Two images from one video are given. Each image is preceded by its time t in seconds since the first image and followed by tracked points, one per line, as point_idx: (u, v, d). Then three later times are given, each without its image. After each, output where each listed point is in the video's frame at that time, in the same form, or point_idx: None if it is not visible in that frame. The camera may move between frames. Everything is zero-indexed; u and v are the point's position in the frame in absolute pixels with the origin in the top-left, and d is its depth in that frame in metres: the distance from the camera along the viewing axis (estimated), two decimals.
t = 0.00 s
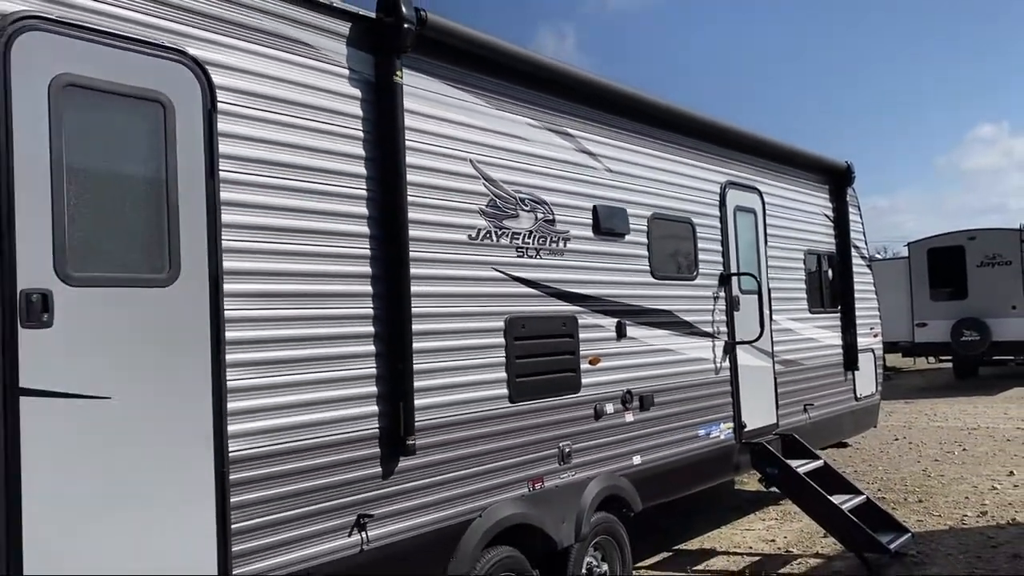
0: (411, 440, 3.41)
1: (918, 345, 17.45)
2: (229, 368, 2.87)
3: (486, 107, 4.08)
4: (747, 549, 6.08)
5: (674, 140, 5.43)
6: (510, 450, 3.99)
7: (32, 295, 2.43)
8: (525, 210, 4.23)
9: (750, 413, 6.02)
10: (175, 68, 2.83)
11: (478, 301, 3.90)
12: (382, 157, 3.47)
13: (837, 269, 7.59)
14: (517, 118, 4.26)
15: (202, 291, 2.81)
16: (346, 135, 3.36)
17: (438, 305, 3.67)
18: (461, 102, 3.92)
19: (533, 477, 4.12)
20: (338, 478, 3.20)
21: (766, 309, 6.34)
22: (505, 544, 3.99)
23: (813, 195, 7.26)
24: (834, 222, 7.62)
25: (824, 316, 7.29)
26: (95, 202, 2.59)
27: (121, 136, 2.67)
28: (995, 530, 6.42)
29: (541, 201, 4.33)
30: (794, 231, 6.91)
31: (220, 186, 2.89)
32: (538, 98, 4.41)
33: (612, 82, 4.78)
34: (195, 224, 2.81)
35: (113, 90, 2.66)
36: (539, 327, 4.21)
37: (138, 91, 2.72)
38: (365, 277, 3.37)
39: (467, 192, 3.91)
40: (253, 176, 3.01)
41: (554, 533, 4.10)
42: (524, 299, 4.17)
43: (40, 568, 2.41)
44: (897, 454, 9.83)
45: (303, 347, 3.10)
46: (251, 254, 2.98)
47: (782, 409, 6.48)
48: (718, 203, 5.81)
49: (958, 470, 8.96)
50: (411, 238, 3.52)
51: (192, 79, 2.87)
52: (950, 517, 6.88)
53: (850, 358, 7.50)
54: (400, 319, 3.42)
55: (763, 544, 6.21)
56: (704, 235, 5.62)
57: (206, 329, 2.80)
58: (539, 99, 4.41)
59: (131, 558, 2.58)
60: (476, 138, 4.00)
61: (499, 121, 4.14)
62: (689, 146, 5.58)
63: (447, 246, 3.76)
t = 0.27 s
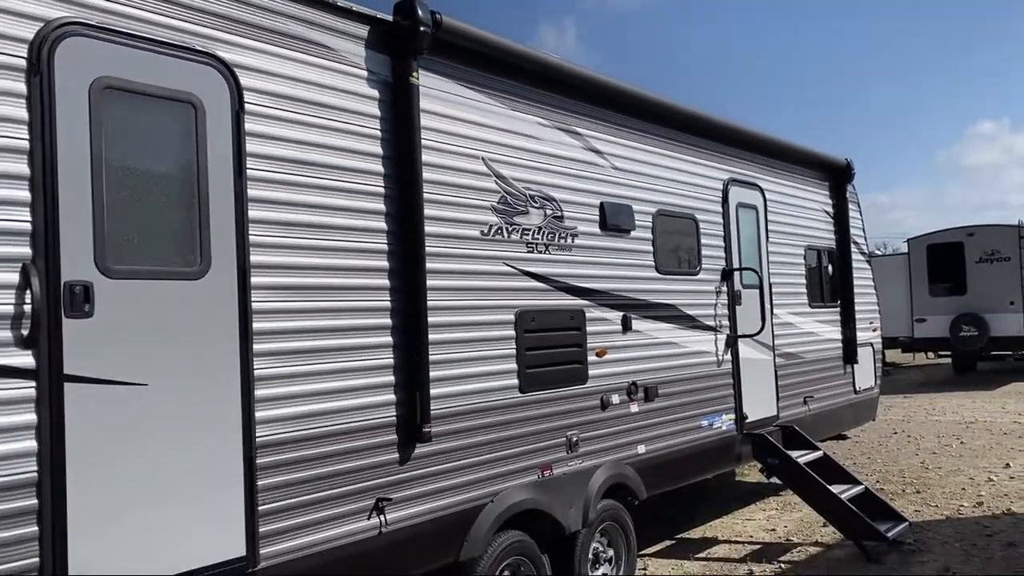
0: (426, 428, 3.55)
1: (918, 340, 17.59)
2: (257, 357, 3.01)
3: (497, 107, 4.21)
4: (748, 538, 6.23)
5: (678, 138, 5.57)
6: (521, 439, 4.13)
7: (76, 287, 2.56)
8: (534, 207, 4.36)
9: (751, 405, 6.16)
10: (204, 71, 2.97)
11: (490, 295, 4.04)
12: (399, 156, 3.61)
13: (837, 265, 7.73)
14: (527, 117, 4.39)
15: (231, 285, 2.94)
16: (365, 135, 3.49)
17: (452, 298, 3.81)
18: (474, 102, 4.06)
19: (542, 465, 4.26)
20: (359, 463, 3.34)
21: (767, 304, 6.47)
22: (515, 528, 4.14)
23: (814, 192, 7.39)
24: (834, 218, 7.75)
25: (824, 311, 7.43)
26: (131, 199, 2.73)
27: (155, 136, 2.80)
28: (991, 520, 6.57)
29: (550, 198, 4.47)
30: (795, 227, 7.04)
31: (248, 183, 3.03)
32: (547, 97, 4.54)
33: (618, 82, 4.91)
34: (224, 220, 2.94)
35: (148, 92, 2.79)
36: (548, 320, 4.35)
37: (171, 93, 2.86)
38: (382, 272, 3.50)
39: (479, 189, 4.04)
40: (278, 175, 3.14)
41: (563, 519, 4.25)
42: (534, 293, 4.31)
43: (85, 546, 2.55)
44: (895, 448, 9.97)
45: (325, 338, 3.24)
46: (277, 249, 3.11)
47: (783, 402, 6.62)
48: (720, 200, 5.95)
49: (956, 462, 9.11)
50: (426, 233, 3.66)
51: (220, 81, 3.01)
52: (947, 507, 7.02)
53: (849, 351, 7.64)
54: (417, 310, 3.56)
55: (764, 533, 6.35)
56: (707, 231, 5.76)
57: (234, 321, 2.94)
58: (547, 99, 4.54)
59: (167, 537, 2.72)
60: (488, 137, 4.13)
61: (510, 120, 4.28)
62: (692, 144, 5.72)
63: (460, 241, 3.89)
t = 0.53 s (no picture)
0: (434, 419, 3.69)
1: (916, 337, 17.71)
2: (273, 350, 3.15)
3: (502, 108, 4.34)
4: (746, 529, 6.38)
5: (678, 138, 5.70)
6: (525, 430, 4.27)
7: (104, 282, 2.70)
8: (538, 205, 4.49)
9: (749, 399, 6.30)
10: (224, 75, 3.11)
11: (495, 291, 4.18)
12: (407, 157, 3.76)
13: (834, 262, 7.86)
14: (531, 118, 4.52)
15: (248, 281, 3.08)
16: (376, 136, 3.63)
17: (459, 294, 3.94)
18: (480, 104, 4.19)
19: (545, 455, 4.40)
20: (370, 452, 3.48)
21: (765, 300, 6.61)
22: (519, 516, 4.29)
23: (811, 190, 7.53)
24: (831, 216, 7.88)
25: (821, 307, 7.56)
26: (155, 199, 2.86)
27: (178, 138, 2.94)
28: (984, 512, 6.70)
29: (553, 196, 4.61)
30: (792, 225, 7.17)
31: (265, 184, 3.17)
32: (551, 99, 4.67)
33: (620, 83, 5.04)
34: (242, 219, 3.08)
35: (171, 97, 2.93)
36: (551, 315, 4.49)
37: (193, 97, 2.99)
38: (392, 268, 3.64)
39: (485, 188, 4.18)
40: (293, 175, 3.28)
41: (564, 507, 4.39)
42: (537, 289, 4.44)
43: (113, 527, 2.69)
44: (892, 442, 10.11)
45: (338, 332, 3.38)
46: (292, 247, 3.25)
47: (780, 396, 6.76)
48: (719, 198, 6.08)
49: (951, 456, 9.24)
50: (434, 231, 3.80)
51: (238, 85, 3.14)
52: (941, 500, 7.16)
53: (846, 347, 7.78)
54: (424, 305, 3.70)
55: (761, 525, 6.50)
56: (705, 229, 5.89)
57: (252, 315, 3.08)
58: (551, 100, 4.66)
59: (190, 521, 2.86)
60: (494, 138, 4.26)
61: (514, 122, 4.41)
62: (692, 144, 5.85)
63: (467, 239, 4.03)
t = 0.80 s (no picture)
0: (440, 410, 3.83)
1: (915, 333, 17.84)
2: (288, 344, 3.29)
3: (506, 110, 4.47)
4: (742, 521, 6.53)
5: (677, 138, 5.83)
6: (527, 422, 4.41)
7: (129, 279, 2.84)
8: (540, 205, 4.63)
9: (746, 393, 6.44)
10: (240, 81, 3.25)
11: (498, 288, 4.31)
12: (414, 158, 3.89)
13: (831, 259, 8.00)
14: (533, 120, 4.66)
15: (264, 278, 3.22)
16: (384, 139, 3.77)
17: (464, 291, 4.08)
18: (484, 106, 4.32)
19: (547, 447, 4.54)
20: (378, 442, 3.63)
21: (762, 297, 6.75)
22: (522, 506, 4.44)
23: (808, 189, 7.66)
24: (828, 214, 8.02)
25: (818, 304, 7.70)
26: (176, 200, 3.00)
27: (197, 141, 3.08)
28: (976, 504, 6.83)
29: (555, 196, 4.74)
30: (789, 223, 7.31)
31: (279, 185, 3.31)
32: (553, 101, 4.80)
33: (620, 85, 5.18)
34: (258, 219, 3.22)
35: (191, 103, 3.07)
36: (552, 311, 4.63)
37: (211, 102, 3.13)
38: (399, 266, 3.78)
39: (489, 188, 4.31)
40: (305, 177, 3.42)
41: (565, 497, 4.54)
42: (539, 286, 4.58)
43: (138, 511, 2.83)
44: (889, 437, 10.25)
45: (347, 327, 3.52)
46: (304, 245, 3.39)
47: (777, 390, 6.90)
48: (717, 197, 6.22)
49: (947, 451, 9.38)
50: (440, 229, 3.94)
51: (254, 90, 3.28)
52: (935, 492, 7.30)
53: (843, 343, 7.91)
54: (431, 301, 3.84)
55: (757, 516, 6.64)
56: (703, 227, 6.03)
57: (267, 311, 3.22)
58: (553, 102, 4.80)
59: (210, 506, 3.00)
60: (497, 139, 4.39)
61: (517, 123, 4.54)
62: (690, 144, 5.98)
63: (472, 237, 4.16)
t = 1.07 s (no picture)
0: (444, 403, 3.99)
1: (915, 330, 17.96)
2: (298, 339, 3.44)
3: (507, 113, 4.61)
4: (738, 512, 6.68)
5: (674, 138, 5.96)
6: (527, 415, 4.56)
7: (148, 276, 2.98)
8: (540, 204, 4.77)
9: (743, 388, 6.58)
10: (254, 87, 3.39)
11: (500, 285, 4.46)
12: (419, 161, 4.04)
13: (827, 257, 8.13)
14: (534, 122, 4.80)
15: (276, 275, 3.37)
16: (390, 141, 3.91)
17: (466, 288, 4.22)
18: (486, 109, 4.46)
19: (547, 439, 4.68)
20: (384, 433, 3.77)
21: (759, 294, 6.89)
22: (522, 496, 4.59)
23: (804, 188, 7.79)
24: (824, 212, 8.15)
25: (814, 301, 7.84)
26: (193, 201, 3.14)
27: (213, 145, 3.22)
28: (968, 497, 6.97)
29: (555, 196, 4.88)
30: (786, 221, 7.44)
31: (290, 186, 3.45)
32: (553, 103, 4.94)
33: (618, 88, 5.31)
34: (271, 219, 3.37)
35: (206, 108, 3.21)
36: (552, 307, 4.77)
37: (226, 107, 3.28)
38: (404, 264, 3.93)
39: (491, 188, 4.45)
40: (314, 178, 3.56)
41: (565, 487, 4.70)
42: (540, 283, 4.72)
43: (157, 497, 2.98)
44: (886, 432, 10.39)
45: (355, 322, 3.67)
46: (314, 244, 3.54)
47: (773, 385, 7.04)
48: (714, 196, 6.35)
49: (942, 446, 9.52)
50: (444, 228, 4.08)
51: (267, 96, 3.43)
52: (928, 486, 7.43)
53: (839, 339, 8.04)
54: (434, 299, 3.99)
55: (754, 509, 6.79)
56: (701, 225, 6.16)
57: (278, 307, 3.37)
58: (553, 105, 4.94)
59: (225, 493, 3.15)
60: (499, 141, 4.54)
61: (518, 125, 4.68)
62: (688, 144, 6.11)
63: (474, 236, 4.31)
